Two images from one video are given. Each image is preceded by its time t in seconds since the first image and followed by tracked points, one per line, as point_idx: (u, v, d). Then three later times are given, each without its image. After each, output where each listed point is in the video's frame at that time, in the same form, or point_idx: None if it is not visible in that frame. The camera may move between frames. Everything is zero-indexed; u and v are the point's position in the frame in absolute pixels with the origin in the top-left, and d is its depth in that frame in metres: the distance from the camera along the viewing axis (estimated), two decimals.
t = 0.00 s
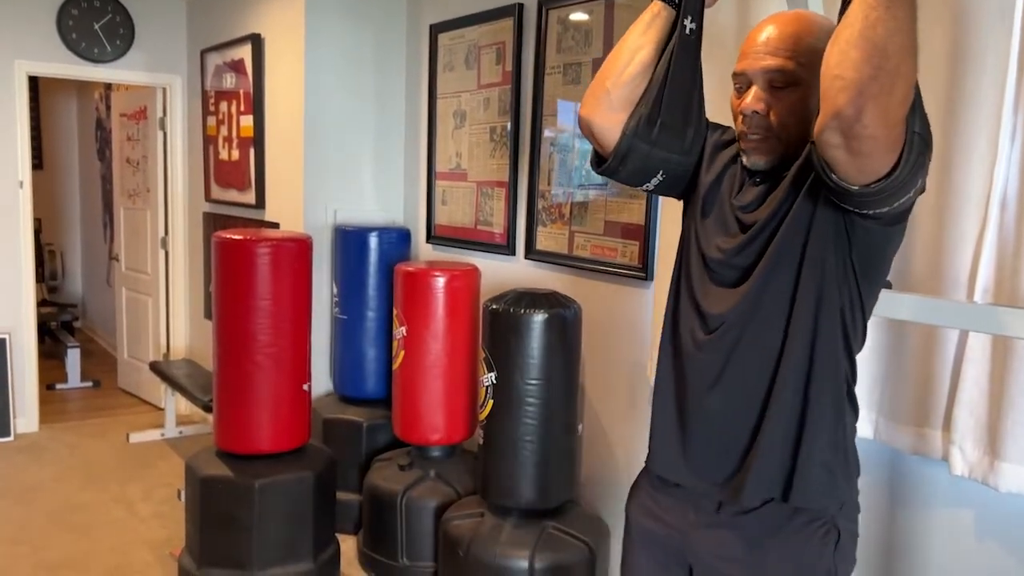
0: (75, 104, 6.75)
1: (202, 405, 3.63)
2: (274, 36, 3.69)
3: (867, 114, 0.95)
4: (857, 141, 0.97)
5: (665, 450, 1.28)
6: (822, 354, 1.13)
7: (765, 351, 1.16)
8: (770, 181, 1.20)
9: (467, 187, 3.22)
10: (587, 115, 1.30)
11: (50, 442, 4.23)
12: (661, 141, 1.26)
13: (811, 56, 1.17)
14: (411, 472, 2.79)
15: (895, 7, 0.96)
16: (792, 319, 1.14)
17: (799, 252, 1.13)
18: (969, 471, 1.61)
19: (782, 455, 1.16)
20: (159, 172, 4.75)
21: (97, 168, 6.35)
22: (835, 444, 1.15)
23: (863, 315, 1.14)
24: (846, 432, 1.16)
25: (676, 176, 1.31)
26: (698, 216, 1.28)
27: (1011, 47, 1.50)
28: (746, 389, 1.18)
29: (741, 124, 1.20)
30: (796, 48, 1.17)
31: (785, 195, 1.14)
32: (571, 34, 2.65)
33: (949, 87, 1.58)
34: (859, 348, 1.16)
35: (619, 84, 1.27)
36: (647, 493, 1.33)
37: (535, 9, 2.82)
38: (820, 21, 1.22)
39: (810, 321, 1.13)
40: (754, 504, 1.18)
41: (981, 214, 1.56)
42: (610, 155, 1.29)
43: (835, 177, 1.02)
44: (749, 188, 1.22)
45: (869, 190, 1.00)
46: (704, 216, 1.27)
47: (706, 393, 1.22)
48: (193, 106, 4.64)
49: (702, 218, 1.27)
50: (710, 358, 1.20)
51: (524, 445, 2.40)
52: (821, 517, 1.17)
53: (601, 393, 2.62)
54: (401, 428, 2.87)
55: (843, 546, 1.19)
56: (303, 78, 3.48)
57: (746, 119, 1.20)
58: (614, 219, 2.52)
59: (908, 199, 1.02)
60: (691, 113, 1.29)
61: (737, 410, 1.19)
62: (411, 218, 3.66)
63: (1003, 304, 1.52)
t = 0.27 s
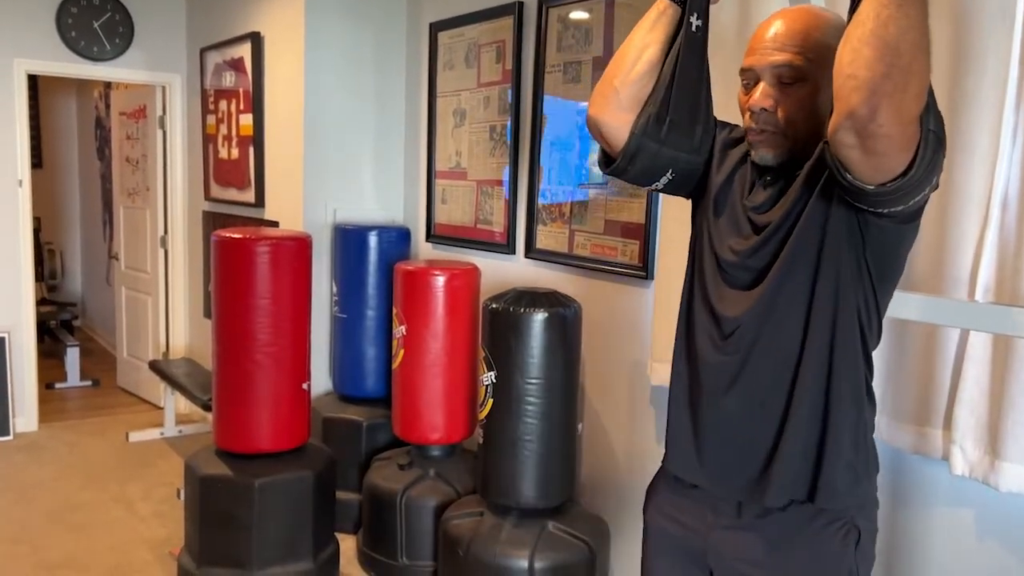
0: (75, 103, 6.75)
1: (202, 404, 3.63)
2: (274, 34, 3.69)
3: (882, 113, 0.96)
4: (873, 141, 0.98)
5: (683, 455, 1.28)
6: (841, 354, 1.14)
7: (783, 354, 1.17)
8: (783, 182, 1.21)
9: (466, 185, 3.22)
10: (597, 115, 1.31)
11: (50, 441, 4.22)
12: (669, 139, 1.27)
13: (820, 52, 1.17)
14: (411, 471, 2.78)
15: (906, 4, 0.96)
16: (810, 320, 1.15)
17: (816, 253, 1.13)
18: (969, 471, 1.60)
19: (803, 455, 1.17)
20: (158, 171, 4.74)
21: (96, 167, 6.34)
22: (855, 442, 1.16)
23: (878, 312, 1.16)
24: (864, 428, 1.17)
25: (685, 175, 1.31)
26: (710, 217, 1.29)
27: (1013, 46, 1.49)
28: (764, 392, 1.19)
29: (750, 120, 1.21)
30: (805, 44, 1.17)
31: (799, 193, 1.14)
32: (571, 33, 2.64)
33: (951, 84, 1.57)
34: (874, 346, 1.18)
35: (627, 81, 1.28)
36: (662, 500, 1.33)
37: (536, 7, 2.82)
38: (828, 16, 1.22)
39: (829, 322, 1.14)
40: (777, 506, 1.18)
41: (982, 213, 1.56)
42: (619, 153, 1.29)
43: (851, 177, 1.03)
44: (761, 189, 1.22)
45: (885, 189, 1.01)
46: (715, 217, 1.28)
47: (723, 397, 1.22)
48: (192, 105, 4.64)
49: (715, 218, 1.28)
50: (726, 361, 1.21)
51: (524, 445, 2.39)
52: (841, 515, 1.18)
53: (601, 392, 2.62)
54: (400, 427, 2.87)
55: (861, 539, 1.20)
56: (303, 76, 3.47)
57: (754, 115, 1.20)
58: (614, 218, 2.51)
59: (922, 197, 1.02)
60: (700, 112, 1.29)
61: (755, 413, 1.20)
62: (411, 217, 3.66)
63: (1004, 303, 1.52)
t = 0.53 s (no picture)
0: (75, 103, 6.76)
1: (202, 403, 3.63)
2: (274, 33, 3.68)
3: (880, 113, 0.95)
4: (869, 141, 0.97)
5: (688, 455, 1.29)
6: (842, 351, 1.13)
7: (785, 351, 1.17)
8: (785, 181, 1.21)
9: (467, 185, 3.21)
10: (599, 114, 1.31)
11: (50, 440, 4.22)
12: (672, 141, 1.27)
13: (828, 48, 1.17)
14: (411, 471, 2.78)
15: (906, 6, 0.96)
16: (812, 317, 1.15)
17: (817, 251, 1.14)
18: (969, 472, 1.60)
19: (807, 455, 1.17)
20: (158, 170, 4.74)
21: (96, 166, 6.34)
22: (856, 440, 1.16)
23: (880, 312, 1.15)
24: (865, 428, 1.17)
25: (688, 175, 1.32)
26: (712, 219, 1.29)
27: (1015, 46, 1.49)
28: (766, 390, 1.19)
29: (755, 115, 1.20)
30: (814, 40, 1.17)
31: (795, 199, 1.14)
32: (572, 33, 2.64)
33: (953, 83, 1.57)
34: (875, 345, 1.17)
35: (630, 83, 1.28)
36: (662, 498, 1.33)
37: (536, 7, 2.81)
38: (836, 12, 1.21)
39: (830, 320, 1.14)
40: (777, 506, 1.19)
41: (983, 213, 1.56)
42: (622, 155, 1.29)
43: (849, 177, 1.03)
44: (763, 189, 1.23)
45: (882, 189, 1.01)
46: (717, 219, 1.28)
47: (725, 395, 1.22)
48: (192, 104, 4.63)
49: (717, 220, 1.28)
50: (728, 360, 1.21)
51: (525, 444, 2.39)
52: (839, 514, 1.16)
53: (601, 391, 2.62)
54: (400, 425, 2.87)
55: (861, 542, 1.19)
56: (303, 76, 3.47)
57: (760, 110, 1.20)
58: (614, 218, 2.51)
59: (921, 197, 1.02)
60: (703, 113, 1.29)
61: (757, 411, 1.20)
62: (411, 216, 3.66)
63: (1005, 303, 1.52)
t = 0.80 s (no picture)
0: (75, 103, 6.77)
1: (202, 403, 3.63)
2: (275, 33, 3.68)
3: (856, 121, 0.97)
4: (850, 148, 0.99)
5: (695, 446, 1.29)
6: (841, 340, 1.13)
7: (789, 342, 1.18)
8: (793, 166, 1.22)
9: (468, 185, 3.21)
10: (609, 121, 1.31)
11: (50, 440, 4.22)
12: (685, 142, 1.27)
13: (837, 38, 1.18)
14: (412, 470, 2.78)
15: (884, 12, 0.97)
16: (812, 307, 1.15)
17: (820, 243, 1.14)
18: (971, 471, 1.60)
19: (810, 445, 1.15)
20: (159, 169, 4.74)
21: (97, 166, 6.34)
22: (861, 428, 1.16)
23: (888, 301, 1.13)
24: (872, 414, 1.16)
25: (700, 175, 1.33)
26: (719, 215, 1.30)
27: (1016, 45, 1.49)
28: (770, 381, 1.20)
29: (766, 105, 1.22)
30: (823, 31, 1.18)
31: (800, 198, 1.17)
32: (572, 32, 2.64)
33: (954, 82, 1.57)
34: (887, 332, 1.16)
35: (641, 86, 1.28)
36: (661, 478, 1.32)
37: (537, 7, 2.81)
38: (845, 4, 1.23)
39: (831, 312, 1.13)
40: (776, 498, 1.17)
41: (985, 213, 1.56)
42: (636, 159, 1.29)
43: (838, 180, 1.04)
44: (772, 178, 1.24)
45: (870, 191, 1.01)
46: (724, 215, 1.29)
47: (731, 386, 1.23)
48: (193, 104, 4.63)
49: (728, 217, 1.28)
50: (736, 355, 1.22)
51: (525, 443, 2.39)
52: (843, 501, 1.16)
53: (602, 391, 2.62)
54: (401, 424, 2.87)
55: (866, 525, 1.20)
56: (303, 75, 3.47)
57: (770, 100, 1.22)
58: (616, 218, 2.51)
59: (917, 195, 1.02)
60: (712, 112, 1.30)
61: (762, 403, 1.21)
62: (412, 216, 3.66)
63: (1006, 302, 1.52)
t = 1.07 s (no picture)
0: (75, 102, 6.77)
1: (203, 403, 3.63)
2: (276, 32, 3.68)
3: (886, 128, 0.99)
4: (880, 154, 1.01)
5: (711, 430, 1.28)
6: (869, 338, 1.14)
7: (815, 341, 1.18)
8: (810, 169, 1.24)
9: (469, 184, 3.21)
10: (622, 126, 1.32)
11: (51, 440, 4.22)
12: (698, 144, 1.28)
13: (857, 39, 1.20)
14: (414, 470, 2.78)
15: (909, 17, 0.99)
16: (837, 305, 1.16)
17: (842, 244, 1.15)
18: (974, 471, 1.60)
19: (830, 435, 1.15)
20: (159, 168, 4.74)
21: (97, 166, 6.34)
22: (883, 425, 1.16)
23: (910, 299, 1.14)
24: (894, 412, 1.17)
25: (714, 177, 1.33)
26: (737, 220, 1.30)
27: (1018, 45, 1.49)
28: (793, 377, 1.20)
29: (786, 102, 1.24)
30: (843, 32, 1.20)
31: (819, 203, 1.17)
32: (574, 32, 2.64)
33: (956, 81, 1.57)
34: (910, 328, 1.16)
35: (652, 90, 1.30)
36: (678, 440, 1.31)
37: (538, 6, 2.81)
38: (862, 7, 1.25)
39: (857, 306, 1.14)
40: (780, 463, 1.17)
41: (987, 213, 1.56)
42: (650, 161, 1.31)
43: (864, 185, 1.05)
44: (790, 179, 1.25)
45: (898, 196, 1.03)
46: (743, 220, 1.29)
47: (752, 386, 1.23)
48: (193, 103, 4.63)
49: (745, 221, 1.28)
50: (758, 354, 1.22)
51: (528, 443, 2.39)
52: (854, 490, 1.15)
53: (603, 391, 2.62)
54: (404, 426, 2.85)
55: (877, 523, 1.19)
56: (304, 75, 3.46)
57: (791, 96, 1.23)
58: (617, 217, 2.51)
59: (940, 196, 1.04)
60: (724, 113, 1.31)
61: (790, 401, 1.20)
62: (413, 216, 3.66)
63: (1010, 302, 1.52)
